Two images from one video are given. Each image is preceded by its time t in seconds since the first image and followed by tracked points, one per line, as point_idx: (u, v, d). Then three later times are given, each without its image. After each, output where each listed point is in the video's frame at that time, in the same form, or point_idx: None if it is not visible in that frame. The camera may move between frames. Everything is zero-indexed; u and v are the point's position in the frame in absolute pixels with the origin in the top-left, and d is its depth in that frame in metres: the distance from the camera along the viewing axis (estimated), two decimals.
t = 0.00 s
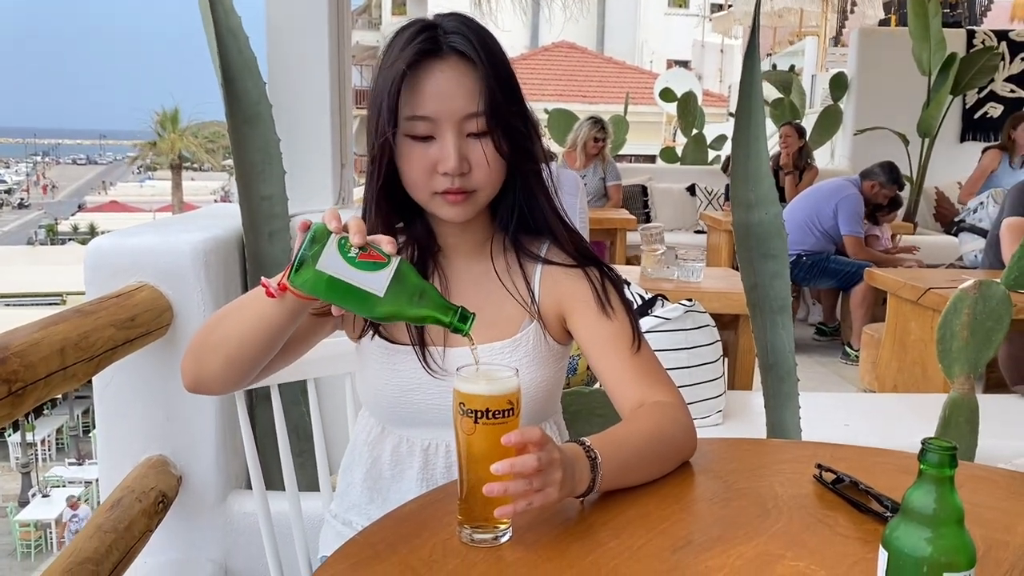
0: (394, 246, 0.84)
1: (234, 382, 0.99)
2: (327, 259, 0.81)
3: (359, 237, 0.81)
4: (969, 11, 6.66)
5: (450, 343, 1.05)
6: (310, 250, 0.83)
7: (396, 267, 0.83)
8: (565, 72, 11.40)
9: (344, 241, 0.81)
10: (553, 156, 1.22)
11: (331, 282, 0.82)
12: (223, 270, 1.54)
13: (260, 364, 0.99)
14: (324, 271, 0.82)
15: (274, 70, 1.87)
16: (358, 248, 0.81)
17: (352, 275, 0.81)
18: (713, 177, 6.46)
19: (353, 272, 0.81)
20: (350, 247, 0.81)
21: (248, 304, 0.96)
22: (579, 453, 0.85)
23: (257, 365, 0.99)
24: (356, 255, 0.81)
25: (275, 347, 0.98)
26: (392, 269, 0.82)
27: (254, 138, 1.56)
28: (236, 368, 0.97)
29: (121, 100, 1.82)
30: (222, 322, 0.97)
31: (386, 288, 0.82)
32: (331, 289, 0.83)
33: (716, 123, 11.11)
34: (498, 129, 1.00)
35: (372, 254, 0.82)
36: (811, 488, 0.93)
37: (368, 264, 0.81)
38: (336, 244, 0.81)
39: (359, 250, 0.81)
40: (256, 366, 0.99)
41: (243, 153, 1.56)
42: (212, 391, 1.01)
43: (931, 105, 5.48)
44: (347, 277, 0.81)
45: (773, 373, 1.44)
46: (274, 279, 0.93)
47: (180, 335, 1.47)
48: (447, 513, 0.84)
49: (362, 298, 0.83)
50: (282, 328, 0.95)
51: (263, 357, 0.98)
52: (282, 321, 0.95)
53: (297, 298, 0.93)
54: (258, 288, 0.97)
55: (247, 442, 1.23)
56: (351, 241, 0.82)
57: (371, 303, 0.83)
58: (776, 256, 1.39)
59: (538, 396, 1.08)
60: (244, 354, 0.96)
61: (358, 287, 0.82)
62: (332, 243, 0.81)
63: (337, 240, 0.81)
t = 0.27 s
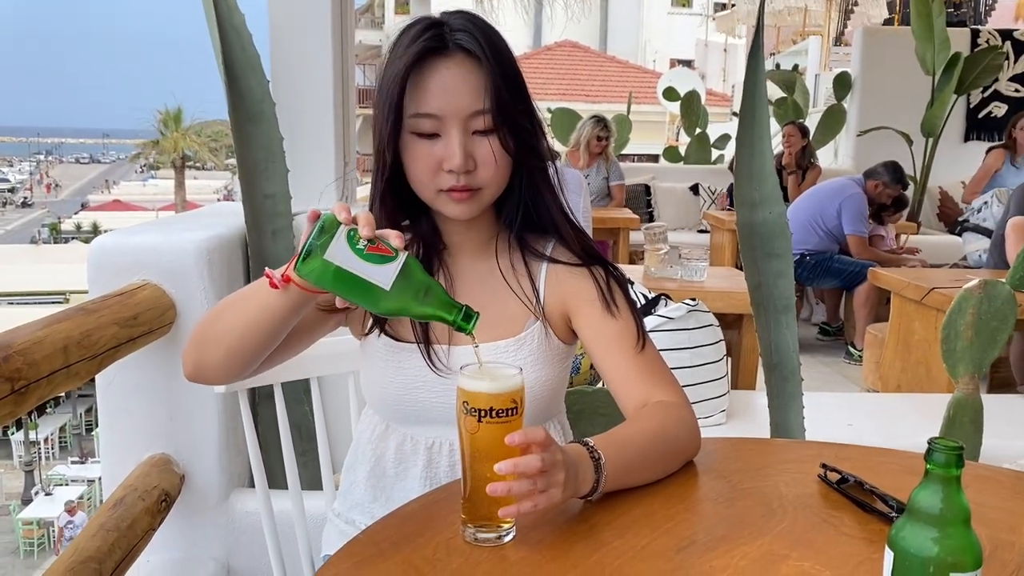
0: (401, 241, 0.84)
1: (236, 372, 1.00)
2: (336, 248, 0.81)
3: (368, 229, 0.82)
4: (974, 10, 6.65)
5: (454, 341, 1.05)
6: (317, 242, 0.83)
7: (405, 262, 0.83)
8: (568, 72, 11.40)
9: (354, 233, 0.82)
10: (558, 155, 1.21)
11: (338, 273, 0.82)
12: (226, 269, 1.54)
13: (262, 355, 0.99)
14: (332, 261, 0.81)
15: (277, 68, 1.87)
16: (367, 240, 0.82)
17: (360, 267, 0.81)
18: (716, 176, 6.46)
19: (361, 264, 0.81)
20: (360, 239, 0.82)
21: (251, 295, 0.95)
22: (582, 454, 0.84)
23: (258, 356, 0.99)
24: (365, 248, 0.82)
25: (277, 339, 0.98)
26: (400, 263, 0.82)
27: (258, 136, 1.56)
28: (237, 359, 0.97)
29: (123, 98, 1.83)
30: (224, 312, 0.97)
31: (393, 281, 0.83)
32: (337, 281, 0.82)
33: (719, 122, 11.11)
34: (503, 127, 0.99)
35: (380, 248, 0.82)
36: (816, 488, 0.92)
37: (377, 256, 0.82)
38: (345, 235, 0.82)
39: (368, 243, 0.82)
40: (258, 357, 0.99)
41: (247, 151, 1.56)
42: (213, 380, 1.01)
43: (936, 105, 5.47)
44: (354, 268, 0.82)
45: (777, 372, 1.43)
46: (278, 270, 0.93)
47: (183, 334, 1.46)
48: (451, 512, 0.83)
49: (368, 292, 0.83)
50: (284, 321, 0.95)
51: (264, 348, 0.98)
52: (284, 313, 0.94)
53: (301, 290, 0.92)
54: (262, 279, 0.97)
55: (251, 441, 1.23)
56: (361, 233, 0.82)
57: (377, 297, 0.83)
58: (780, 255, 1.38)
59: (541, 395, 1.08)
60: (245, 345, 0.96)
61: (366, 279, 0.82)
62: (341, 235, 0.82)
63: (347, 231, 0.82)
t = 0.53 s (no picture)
0: (409, 242, 0.84)
1: (241, 369, 0.99)
2: (343, 249, 0.81)
3: (376, 230, 0.82)
4: (978, 11, 6.64)
5: (462, 342, 1.05)
6: (325, 241, 0.83)
7: (411, 264, 0.83)
8: (572, 72, 11.38)
9: (361, 233, 0.82)
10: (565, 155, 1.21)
11: (346, 272, 0.82)
12: (232, 269, 1.54)
13: (267, 354, 0.99)
14: (339, 260, 0.81)
15: (284, 68, 1.87)
16: (373, 241, 0.82)
17: (367, 267, 0.81)
18: (721, 176, 6.44)
19: (367, 264, 0.81)
20: (367, 239, 0.82)
21: (258, 293, 0.95)
22: (590, 456, 0.84)
23: (264, 354, 0.99)
24: (372, 249, 0.81)
25: (283, 338, 0.98)
26: (407, 265, 0.82)
27: (264, 136, 1.56)
28: (242, 356, 0.97)
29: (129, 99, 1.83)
30: (231, 310, 0.97)
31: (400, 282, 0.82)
32: (344, 280, 0.82)
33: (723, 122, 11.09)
34: (513, 127, 0.99)
35: (387, 249, 0.82)
36: (824, 489, 0.92)
37: (384, 257, 0.81)
38: (353, 235, 0.81)
39: (375, 244, 0.82)
40: (263, 354, 0.99)
41: (253, 151, 1.56)
42: (218, 378, 1.01)
43: (941, 105, 5.46)
44: (362, 269, 0.81)
45: (784, 373, 1.43)
46: (284, 270, 0.93)
47: (189, 334, 1.46)
48: (459, 512, 0.83)
49: (376, 292, 0.83)
50: (291, 319, 0.95)
51: (270, 345, 0.98)
52: (292, 310, 0.94)
53: (308, 289, 0.93)
54: (269, 278, 0.97)
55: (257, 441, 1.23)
56: (368, 233, 0.82)
57: (384, 298, 0.83)
58: (787, 255, 1.38)
59: (549, 396, 1.07)
60: (251, 341, 0.96)
61: (373, 279, 0.82)
62: (349, 235, 0.81)
63: (354, 231, 0.81)
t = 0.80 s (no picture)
0: (424, 234, 0.84)
1: (248, 366, 0.99)
2: (360, 239, 0.81)
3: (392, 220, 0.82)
4: (984, 11, 6.62)
5: (470, 343, 1.06)
6: (340, 232, 0.82)
7: (427, 254, 0.83)
8: (577, 73, 11.39)
9: (378, 224, 0.82)
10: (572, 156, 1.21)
11: (362, 263, 0.82)
12: (239, 269, 1.54)
13: (275, 351, 0.99)
14: (356, 249, 0.81)
15: (290, 70, 1.87)
16: (390, 231, 0.82)
17: (384, 256, 0.81)
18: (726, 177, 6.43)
19: (384, 253, 0.81)
20: (383, 230, 0.82)
21: (269, 288, 0.96)
22: (598, 459, 0.83)
23: (271, 352, 0.99)
24: (389, 239, 0.81)
25: (291, 334, 0.98)
26: (423, 255, 0.82)
27: (271, 138, 1.56)
28: (249, 352, 0.97)
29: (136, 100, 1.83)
30: (241, 305, 0.97)
31: (416, 271, 0.82)
32: (361, 271, 0.82)
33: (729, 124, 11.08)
34: (521, 128, 0.99)
35: (404, 239, 0.82)
36: (833, 491, 0.92)
37: (400, 247, 0.81)
38: (369, 225, 0.81)
39: (391, 234, 0.82)
40: (270, 352, 0.99)
41: (259, 152, 1.56)
42: (225, 374, 1.01)
43: (947, 106, 5.44)
44: (379, 259, 0.81)
45: (791, 375, 1.42)
46: (295, 265, 0.95)
47: (196, 335, 1.47)
48: (467, 514, 0.83)
49: (391, 284, 0.83)
50: (300, 315, 0.96)
51: (278, 344, 0.98)
52: (300, 308, 0.95)
53: (320, 285, 0.94)
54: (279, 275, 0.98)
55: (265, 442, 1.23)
56: (384, 224, 0.82)
57: (400, 289, 0.83)
58: (795, 256, 1.37)
59: (557, 397, 1.07)
60: (259, 338, 0.96)
61: (390, 268, 0.82)
62: (365, 225, 0.81)
63: (370, 221, 0.81)
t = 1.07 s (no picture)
0: (436, 231, 0.85)
1: (251, 362, 0.99)
2: (376, 231, 0.80)
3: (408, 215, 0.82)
4: (988, 12, 6.61)
5: (475, 344, 1.06)
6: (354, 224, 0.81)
7: (439, 251, 0.83)
8: (581, 75, 11.41)
9: (393, 218, 0.81)
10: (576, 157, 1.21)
11: (375, 255, 0.81)
12: (244, 271, 1.54)
13: (280, 348, 0.99)
14: (370, 241, 0.81)
15: (294, 72, 1.88)
16: (404, 225, 0.82)
17: (398, 249, 0.81)
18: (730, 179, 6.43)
19: (398, 246, 0.81)
20: (399, 224, 0.81)
21: (276, 284, 0.96)
22: (603, 462, 0.83)
23: (275, 348, 0.99)
24: (404, 233, 0.81)
25: (297, 331, 0.99)
26: (436, 251, 0.83)
27: (275, 139, 1.57)
28: (254, 347, 0.97)
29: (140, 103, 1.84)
30: (247, 300, 0.98)
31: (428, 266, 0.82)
32: (373, 265, 0.82)
33: (733, 125, 11.06)
34: (527, 130, 0.99)
35: (417, 235, 0.82)
36: (839, 493, 0.92)
37: (414, 241, 0.81)
38: (385, 219, 0.80)
39: (407, 228, 0.81)
40: (275, 348, 0.99)
41: (264, 154, 1.56)
42: (228, 370, 1.01)
43: (952, 106, 5.42)
44: (393, 253, 0.81)
45: (796, 376, 1.42)
46: (302, 261, 0.95)
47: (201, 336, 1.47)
48: (472, 516, 0.83)
49: (402, 278, 0.83)
50: (307, 311, 0.96)
51: (283, 339, 0.98)
52: (306, 304, 0.95)
53: (326, 281, 0.94)
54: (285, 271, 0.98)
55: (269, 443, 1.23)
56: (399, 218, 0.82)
57: (411, 282, 0.83)
58: (799, 258, 1.37)
59: (562, 399, 1.07)
60: (264, 333, 0.96)
61: (403, 261, 0.82)
62: (381, 219, 0.80)
63: (387, 215, 0.81)
